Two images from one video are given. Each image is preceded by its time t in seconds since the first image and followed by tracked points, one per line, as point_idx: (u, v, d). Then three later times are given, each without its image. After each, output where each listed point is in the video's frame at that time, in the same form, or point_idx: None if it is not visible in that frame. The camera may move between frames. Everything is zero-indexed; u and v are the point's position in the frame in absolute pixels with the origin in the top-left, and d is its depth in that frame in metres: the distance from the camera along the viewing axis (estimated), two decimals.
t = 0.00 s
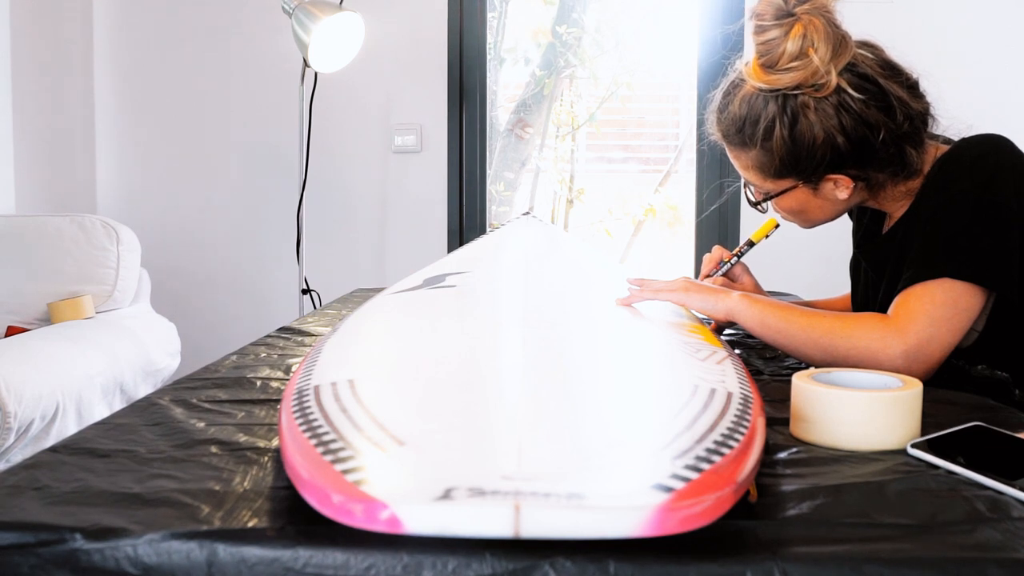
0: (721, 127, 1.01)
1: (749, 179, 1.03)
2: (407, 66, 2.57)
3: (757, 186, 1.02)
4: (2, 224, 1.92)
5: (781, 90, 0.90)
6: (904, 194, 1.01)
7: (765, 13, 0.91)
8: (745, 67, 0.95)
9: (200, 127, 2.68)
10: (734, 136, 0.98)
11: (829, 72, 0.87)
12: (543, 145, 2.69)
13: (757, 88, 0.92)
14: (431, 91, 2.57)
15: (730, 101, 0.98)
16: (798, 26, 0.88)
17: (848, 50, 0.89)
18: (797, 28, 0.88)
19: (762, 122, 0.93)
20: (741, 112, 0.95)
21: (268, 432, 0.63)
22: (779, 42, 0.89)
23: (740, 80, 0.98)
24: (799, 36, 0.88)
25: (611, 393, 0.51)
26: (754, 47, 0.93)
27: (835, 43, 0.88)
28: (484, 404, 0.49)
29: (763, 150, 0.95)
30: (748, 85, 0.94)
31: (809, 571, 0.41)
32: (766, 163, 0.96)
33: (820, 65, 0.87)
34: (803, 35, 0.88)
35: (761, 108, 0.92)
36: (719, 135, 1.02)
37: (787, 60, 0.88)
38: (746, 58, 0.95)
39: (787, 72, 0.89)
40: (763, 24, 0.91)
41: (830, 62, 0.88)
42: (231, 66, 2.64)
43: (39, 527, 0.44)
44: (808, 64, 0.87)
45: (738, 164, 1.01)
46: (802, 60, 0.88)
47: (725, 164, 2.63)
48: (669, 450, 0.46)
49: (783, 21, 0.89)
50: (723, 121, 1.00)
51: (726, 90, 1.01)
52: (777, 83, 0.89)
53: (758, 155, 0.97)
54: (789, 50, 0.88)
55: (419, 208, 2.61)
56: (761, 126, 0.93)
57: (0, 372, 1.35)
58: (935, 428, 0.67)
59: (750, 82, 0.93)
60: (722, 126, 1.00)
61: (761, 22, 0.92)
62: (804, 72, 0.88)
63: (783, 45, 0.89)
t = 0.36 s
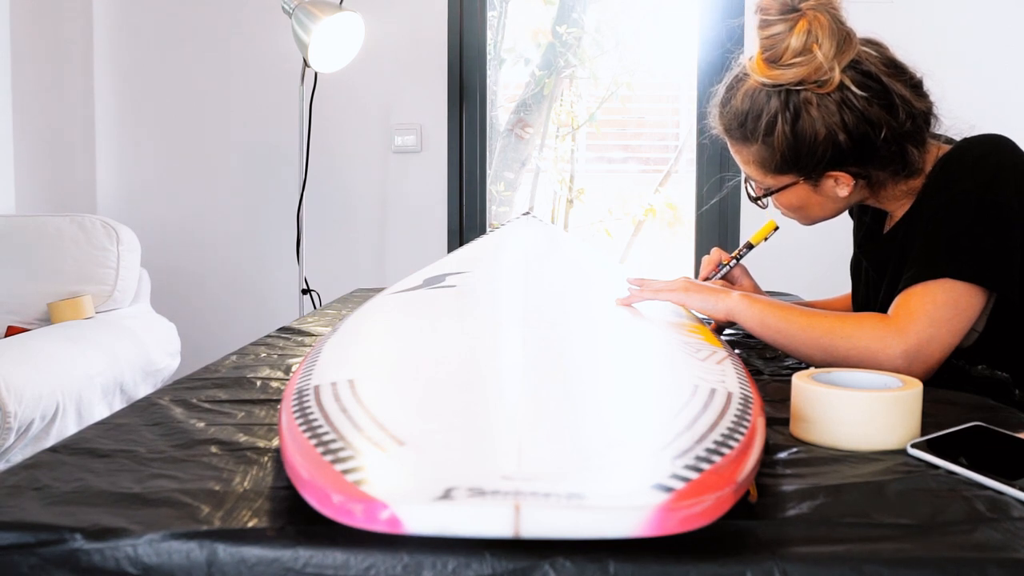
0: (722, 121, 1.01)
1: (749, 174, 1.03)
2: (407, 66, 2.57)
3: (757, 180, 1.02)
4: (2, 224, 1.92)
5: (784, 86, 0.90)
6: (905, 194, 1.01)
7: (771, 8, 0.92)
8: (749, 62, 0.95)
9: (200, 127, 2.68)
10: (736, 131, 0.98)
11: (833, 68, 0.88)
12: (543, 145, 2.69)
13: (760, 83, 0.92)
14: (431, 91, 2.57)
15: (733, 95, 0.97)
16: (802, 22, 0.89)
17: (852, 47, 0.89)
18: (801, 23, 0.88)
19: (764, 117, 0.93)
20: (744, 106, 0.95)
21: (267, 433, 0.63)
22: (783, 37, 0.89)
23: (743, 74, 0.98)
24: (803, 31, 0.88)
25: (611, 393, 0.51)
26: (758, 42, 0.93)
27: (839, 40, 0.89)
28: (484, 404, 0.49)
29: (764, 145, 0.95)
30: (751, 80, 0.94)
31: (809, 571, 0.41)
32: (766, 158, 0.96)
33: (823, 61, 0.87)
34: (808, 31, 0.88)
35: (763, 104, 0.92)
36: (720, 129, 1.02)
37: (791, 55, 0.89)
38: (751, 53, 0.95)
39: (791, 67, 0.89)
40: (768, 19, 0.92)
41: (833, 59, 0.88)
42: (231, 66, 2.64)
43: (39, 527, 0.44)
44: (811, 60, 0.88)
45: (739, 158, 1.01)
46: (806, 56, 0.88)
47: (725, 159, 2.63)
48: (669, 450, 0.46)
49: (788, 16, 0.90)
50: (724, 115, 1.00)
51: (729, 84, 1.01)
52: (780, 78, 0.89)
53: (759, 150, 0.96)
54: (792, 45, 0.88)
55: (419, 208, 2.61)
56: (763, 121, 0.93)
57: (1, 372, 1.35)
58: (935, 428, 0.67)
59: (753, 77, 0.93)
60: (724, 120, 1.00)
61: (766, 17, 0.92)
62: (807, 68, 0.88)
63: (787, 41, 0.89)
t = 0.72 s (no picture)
0: (727, 109, 1.01)
1: (751, 163, 1.03)
2: (407, 66, 2.57)
3: (758, 170, 1.02)
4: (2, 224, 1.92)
5: (790, 75, 0.90)
6: (904, 192, 1.01)
7: None
8: (757, 49, 0.95)
9: (200, 127, 2.68)
10: (740, 118, 0.98)
11: (838, 60, 0.87)
12: (543, 145, 2.68)
13: (766, 71, 0.92)
14: (431, 91, 2.57)
15: (739, 82, 0.98)
16: (811, 12, 0.88)
17: (859, 40, 0.89)
18: (811, 14, 0.88)
19: (768, 106, 0.93)
20: (749, 94, 0.95)
21: (267, 433, 0.63)
22: (792, 26, 0.89)
23: (751, 62, 0.98)
24: (811, 22, 0.88)
25: (611, 393, 0.51)
26: (767, 29, 0.93)
27: (847, 33, 0.88)
28: (484, 404, 0.49)
29: (767, 134, 0.95)
30: (758, 67, 0.94)
31: (809, 571, 0.41)
32: (768, 148, 0.97)
33: (830, 52, 0.87)
34: (816, 22, 0.88)
35: (768, 92, 0.93)
36: (725, 117, 1.02)
37: (798, 45, 0.88)
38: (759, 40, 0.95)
39: (797, 57, 0.88)
40: (778, 6, 0.91)
41: (840, 50, 0.88)
42: (231, 66, 2.64)
43: (39, 527, 0.44)
44: (818, 50, 0.87)
45: (741, 147, 1.01)
46: (813, 46, 0.88)
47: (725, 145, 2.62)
48: (669, 450, 0.46)
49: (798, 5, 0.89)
50: (730, 102, 1.00)
51: (737, 72, 1.01)
52: (786, 67, 0.89)
53: (761, 139, 0.97)
54: (800, 35, 0.88)
55: (419, 208, 2.61)
56: (766, 110, 0.93)
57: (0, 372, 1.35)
58: (935, 428, 0.67)
59: (761, 64, 0.92)
60: (729, 107, 1.00)
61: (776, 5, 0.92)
62: (813, 58, 0.88)
63: (795, 30, 0.89)
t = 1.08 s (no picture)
0: (683, 141, 1.09)
1: (703, 193, 1.12)
2: (407, 66, 2.57)
3: (707, 198, 1.12)
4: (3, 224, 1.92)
5: (747, 112, 0.98)
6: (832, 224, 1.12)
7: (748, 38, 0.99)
8: (716, 85, 1.02)
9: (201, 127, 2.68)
10: (696, 151, 1.07)
11: (792, 102, 0.96)
12: (543, 145, 2.68)
13: (724, 107, 1.00)
14: (431, 91, 2.57)
15: (697, 117, 1.06)
16: (772, 56, 0.96)
17: (807, 89, 0.99)
18: (773, 58, 0.96)
19: (723, 140, 1.01)
20: (706, 128, 1.03)
21: (267, 432, 0.63)
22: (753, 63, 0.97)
23: (710, 96, 1.06)
24: (772, 65, 0.96)
25: (610, 393, 0.51)
26: (729, 66, 1.00)
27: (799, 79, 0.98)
28: (484, 404, 0.49)
29: (720, 166, 1.04)
30: (716, 102, 1.02)
31: (809, 571, 0.41)
32: (721, 178, 1.06)
33: (786, 95, 0.96)
34: (776, 65, 0.96)
35: (724, 127, 1.01)
36: (680, 147, 1.11)
37: (758, 85, 0.96)
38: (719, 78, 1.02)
39: (756, 95, 0.96)
40: (743, 45, 0.98)
41: (793, 94, 0.96)
42: (231, 66, 2.64)
43: (39, 526, 0.44)
44: (775, 92, 0.96)
45: (694, 175, 1.10)
46: (771, 87, 0.96)
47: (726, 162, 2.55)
48: (669, 449, 0.46)
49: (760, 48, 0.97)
50: (687, 134, 1.08)
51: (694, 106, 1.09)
52: (745, 105, 0.97)
53: (715, 171, 1.06)
54: (761, 77, 0.96)
55: (419, 208, 2.61)
56: (721, 144, 1.02)
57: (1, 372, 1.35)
58: (934, 428, 0.67)
59: (720, 99, 1.00)
60: (685, 139, 1.08)
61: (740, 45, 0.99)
62: (768, 96, 0.96)
63: (756, 71, 0.96)
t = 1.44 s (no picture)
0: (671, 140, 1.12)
1: (696, 188, 1.14)
2: (407, 66, 2.57)
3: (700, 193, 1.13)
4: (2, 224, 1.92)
5: (716, 101, 1.01)
6: (829, 215, 1.13)
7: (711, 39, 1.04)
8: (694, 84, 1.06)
9: (201, 127, 2.68)
10: (682, 147, 1.09)
11: (755, 86, 0.98)
12: (543, 145, 2.68)
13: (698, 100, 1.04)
14: (431, 91, 2.57)
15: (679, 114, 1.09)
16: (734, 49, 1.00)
17: (773, 70, 1.00)
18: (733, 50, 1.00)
19: (701, 131, 1.04)
20: (686, 123, 1.06)
21: (267, 433, 0.63)
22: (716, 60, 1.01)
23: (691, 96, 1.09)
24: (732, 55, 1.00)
25: (610, 393, 0.51)
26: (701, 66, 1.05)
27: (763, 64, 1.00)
28: (485, 404, 0.49)
29: (703, 157, 1.06)
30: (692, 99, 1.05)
31: (810, 571, 0.41)
32: (705, 170, 1.07)
33: (747, 79, 0.98)
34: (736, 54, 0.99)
35: (699, 119, 1.03)
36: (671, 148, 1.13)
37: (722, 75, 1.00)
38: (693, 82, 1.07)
39: (721, 85, 1.00)
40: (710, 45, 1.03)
41: (755, 80, 0.99)
42: (231, 66, 2.64)
43: (39, 527, 0.44)
44: (737, 78, 0.99)
45: (685, 172, 1.12)
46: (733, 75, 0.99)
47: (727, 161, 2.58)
48: (669, 448, 0.46)
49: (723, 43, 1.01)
50: (672, 133, 1.11)
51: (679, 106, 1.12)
52: (712, 95, 1.01)
53: (699, 163, 1.07)
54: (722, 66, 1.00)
55: (418, 208, 2.61)
56: (700, 135, 1.04)
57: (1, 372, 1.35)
58: (934, 428, 0.67)
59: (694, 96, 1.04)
60: (671, 137, 1.11)
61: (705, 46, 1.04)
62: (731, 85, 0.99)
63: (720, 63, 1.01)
